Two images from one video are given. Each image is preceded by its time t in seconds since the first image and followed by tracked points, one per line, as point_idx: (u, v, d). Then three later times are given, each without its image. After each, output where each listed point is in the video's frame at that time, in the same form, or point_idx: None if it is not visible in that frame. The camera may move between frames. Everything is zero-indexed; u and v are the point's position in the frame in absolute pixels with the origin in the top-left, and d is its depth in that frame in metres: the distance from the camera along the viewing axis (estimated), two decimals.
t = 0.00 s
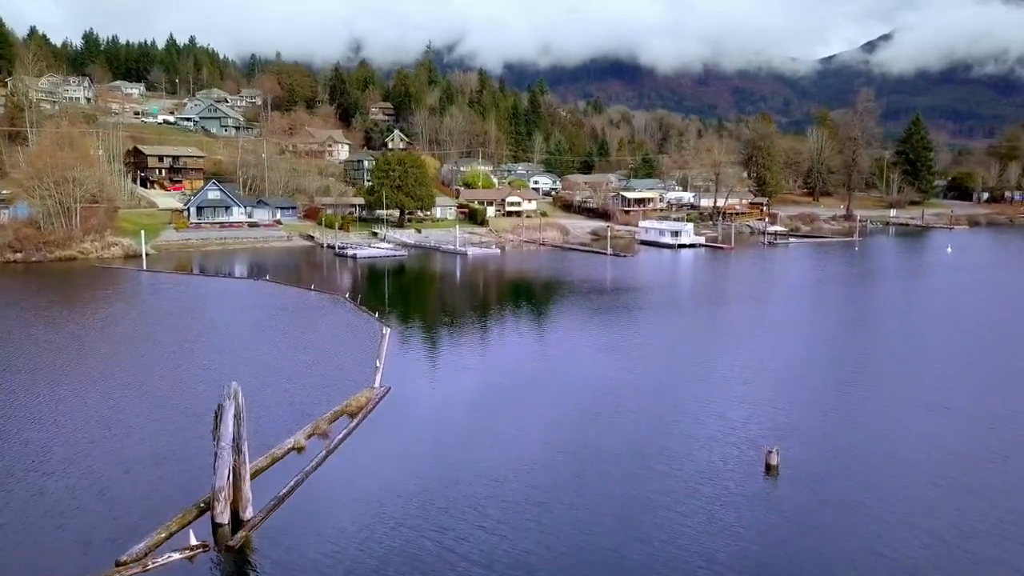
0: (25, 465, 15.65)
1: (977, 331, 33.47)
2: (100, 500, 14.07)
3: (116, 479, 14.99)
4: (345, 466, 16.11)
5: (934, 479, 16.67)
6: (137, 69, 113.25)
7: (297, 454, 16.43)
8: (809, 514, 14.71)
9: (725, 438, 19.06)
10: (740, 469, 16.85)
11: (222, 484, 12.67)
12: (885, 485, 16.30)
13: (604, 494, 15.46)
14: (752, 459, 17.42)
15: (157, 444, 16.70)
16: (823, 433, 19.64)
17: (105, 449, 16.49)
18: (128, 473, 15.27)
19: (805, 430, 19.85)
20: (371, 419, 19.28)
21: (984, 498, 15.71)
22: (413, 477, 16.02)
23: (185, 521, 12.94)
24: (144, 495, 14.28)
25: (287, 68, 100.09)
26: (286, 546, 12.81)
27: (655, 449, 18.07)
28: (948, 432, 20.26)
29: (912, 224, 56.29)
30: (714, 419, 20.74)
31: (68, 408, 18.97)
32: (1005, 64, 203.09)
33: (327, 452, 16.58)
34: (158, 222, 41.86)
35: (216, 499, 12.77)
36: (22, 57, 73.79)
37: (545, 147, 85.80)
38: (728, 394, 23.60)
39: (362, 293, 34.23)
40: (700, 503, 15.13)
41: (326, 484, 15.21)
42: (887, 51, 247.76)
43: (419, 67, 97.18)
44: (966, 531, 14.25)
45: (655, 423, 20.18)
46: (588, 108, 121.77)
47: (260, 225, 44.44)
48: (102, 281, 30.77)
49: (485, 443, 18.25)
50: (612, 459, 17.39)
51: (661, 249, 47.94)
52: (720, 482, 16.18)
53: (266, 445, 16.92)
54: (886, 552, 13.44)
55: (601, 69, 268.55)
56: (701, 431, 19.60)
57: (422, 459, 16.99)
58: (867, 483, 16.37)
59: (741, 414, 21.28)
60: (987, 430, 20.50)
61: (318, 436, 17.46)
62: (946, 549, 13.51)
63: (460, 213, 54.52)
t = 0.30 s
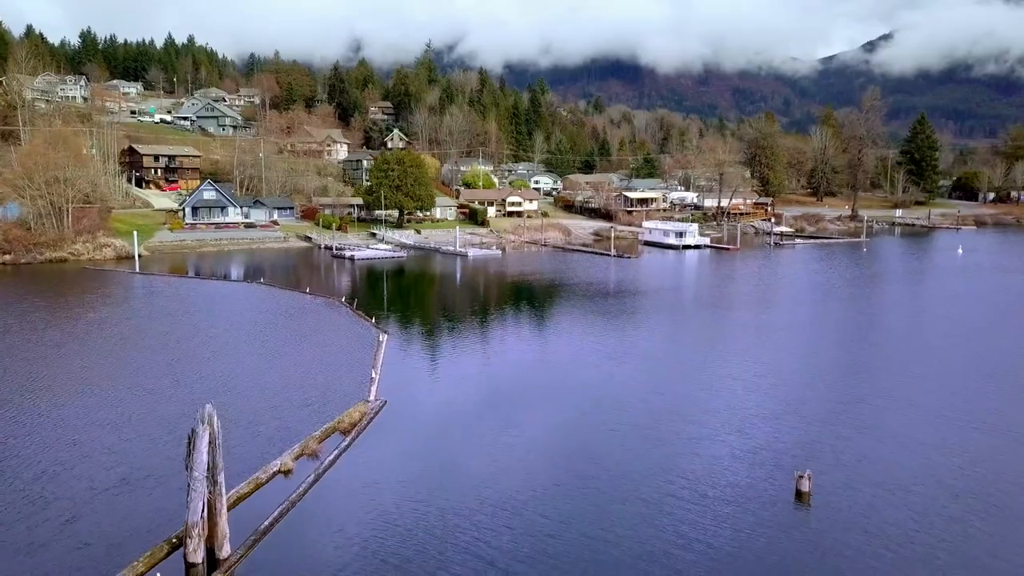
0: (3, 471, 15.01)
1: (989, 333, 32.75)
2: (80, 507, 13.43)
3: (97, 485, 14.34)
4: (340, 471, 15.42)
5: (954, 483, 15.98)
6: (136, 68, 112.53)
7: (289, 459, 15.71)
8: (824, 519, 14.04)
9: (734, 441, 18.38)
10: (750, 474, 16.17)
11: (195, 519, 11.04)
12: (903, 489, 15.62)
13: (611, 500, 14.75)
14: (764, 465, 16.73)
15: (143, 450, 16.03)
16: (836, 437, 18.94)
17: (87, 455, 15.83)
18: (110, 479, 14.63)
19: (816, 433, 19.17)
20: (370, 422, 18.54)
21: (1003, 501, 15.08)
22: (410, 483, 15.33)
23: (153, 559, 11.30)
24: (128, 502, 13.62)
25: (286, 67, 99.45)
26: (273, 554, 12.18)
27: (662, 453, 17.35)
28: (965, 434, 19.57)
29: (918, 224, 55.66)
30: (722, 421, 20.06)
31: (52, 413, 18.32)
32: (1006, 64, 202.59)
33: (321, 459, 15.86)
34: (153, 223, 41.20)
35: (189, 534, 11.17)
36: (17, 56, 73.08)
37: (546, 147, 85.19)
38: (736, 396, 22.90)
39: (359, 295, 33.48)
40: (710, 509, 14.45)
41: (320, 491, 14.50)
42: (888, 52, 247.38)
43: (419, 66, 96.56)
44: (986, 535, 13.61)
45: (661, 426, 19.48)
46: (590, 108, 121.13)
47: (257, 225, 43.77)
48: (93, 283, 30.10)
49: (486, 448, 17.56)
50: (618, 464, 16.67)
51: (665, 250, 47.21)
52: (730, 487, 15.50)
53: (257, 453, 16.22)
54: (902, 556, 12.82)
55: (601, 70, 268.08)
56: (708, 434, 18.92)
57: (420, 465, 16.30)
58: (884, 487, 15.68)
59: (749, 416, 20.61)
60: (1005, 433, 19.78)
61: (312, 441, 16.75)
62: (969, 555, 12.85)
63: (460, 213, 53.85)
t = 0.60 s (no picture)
0: None
1: (1000, 334, 32.07)
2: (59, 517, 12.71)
3: (78, 494, 13.61)
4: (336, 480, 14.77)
5: (977, 491, 15.32)
6: (133, 67, 111.69)
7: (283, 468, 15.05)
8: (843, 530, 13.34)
9: (747, 446, 17.71)
10: (764, 481, 15.51)
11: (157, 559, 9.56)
12: (925, 497, 14.95)
13: (620, 509, 14.08)
14: (777, 472, 16.08)
15: (128, 457, 15.34)
16: (850, 443, 18.28)
17: (68, 463, 15.11)
18: (91, 488, 13.89)
19: (831, 439, 18.49)
20: (365, 437, 17.50)
21: None
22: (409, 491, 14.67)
23: None
24: (111, 510, 12.94)
25: (284, 67, 98.69)
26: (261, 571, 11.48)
27: (669, 460, 16.68)
28: (984, 440, 18.92)
29: (924, 224, 55.02)
30: (732, 425, 19.37)
31: (33, 419, 17.57)
32: (1007, 64, 202.19)
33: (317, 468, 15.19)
34: (147, 224, 40.45)
35: None
36: (12, 54, 72.31)
37: (547, 146, 84.50)
38: (742, 401, 22.23)
39: (355, 297, 32.77)
40: (721, 517, 13.81)
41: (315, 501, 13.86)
42: (888, 52, 246.88)
43: (418, 66, 95.85)
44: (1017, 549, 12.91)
45: (667, 432, 18.81)
46: (591, 107, 120.49)
47: (252, 225, 42.99)
48: (83, 286, 29.34)
49: (488, 455, 16.89)
50: (627, 471, 16.00)
51: (670, 251, 46.48)
52: (744, 493, 14.85)
53: (249, 461, 15.56)
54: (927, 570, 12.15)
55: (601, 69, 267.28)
56: (719, 440, 18.26)
57: (420, 472, 15.64)
58: (904, 494, 15.01)
59: (760, 420, 19.93)
60: None
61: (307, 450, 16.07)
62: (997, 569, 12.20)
63: (460, 213, 53.14)
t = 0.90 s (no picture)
0: None
1: (1010, 336, 31.51)
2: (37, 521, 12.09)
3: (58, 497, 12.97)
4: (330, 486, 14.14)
5: (996, 509, 14.77)
6: (129, 66, 110.94)
7: (274, 473, 14.40)
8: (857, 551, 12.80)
9: (755, 458, 17.14)
10: (774, 498, 14.95)
11: None
12: (943, 516, 14.39)
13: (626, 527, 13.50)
14: (786, 487, 15.53)
15: (111, 462, 14.64)
16: (863, 454, 17.70)
17: (48, 464, 14.46)
18: (74, 489, 13.29)
19: (843, 451, 17.92)
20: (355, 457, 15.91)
21: None
22: (407, 502, 14.04)
23: None
24: (91, 518, 12.27)
25: (281, 65, 97.95)
26: None
27: (671, 473, 16.10)
28: (1000, 451, 18.36)
29: (928, 224, 54.43)
30: (740, 435, 18.78)
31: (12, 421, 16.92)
32: (1006, 63, 201.83)
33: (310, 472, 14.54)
34: (139, 224, 39.77)
35: None
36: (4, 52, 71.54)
37: (546, 146, 83.89)
38: (745, 406, 21.70)
39: (351, 299, 32.09)
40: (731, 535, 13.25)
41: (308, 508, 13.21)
42: (887, 51, 246.48)
43: (416, 64, 95.19)
44: None
45: (667, 441, 18.25)
46: (590, 106, 119.84)
47: (247, 226, 42.32)
48: (71, 288, 28.67)
49: (489, 464, 16.26)
50: (631, 485, 15.40)
51: (672, 252, 45.86)
52: (752, 511, 14.29)
53: (238, 463, 14.83)
54: None
55: (600, 69, 266.67)
56: (727, 450, 17.68)
57: (418, 481, 15.02)
58: (920, 513, 14.46)
59: (768, 430, 19.36)
60: None
61: (300, 454, 15.40)
62: None
63: (459, 214, 52.51)
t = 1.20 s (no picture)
0: None
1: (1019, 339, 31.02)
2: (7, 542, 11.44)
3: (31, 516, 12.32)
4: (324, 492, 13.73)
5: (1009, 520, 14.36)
6: (122, 65, 109.87)
7: (263, 484, 13.87)
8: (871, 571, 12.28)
9: (758, 465, 16.73)
10: (779, 507, 14.54)
11: None
12: (955, 527, 13.99)
13: (627, 538, 13.12)
14: (794, 498, 14.98)
15: (93, 472, 14.08)
16: (870, 463, 17.30)
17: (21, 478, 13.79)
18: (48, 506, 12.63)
19: (849, 459, 17.48)
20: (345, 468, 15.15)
21: None
22: (400, 512, 13.60)
23: None
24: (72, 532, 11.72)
25: (275, 63, 97.06)
26: None
27: (672, 482, 15.58)
28: (1009, 459, 17.99)
29: (930, 224, 53.91)
30: (743, 442, 18.37)
31: None
32: (1002, 63, 201.81)
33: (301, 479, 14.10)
34: (128, 225, 38.99)
35: None
36: None
37: (543, 145, 83.23)
38: (746, 411, 21.22)
39: (345, 301, 31.50)
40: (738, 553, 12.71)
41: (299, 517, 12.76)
42: (883, 50, 246.27)
43: (411, 63, 94.43)
44: None
45: (667, 447, 17.73)
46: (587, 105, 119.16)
47: (238, 227, 41.54)
48: (55, 292, 27.91)
49: (485, 468, 15.86)
50: (631, 491, 15.00)
51: (672, 253, 45.20)
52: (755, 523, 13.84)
53: (225, 472, 14.29)
54: None
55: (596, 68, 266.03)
56: (731, 457, 17.27)
57: (415, 489, 14.57)
58: (929, 525, 14.06)
59: (771, 436, 18.98)
60: None
61: (290, 463, 14.89)
62: None
63: (455, 214, 51.80)
